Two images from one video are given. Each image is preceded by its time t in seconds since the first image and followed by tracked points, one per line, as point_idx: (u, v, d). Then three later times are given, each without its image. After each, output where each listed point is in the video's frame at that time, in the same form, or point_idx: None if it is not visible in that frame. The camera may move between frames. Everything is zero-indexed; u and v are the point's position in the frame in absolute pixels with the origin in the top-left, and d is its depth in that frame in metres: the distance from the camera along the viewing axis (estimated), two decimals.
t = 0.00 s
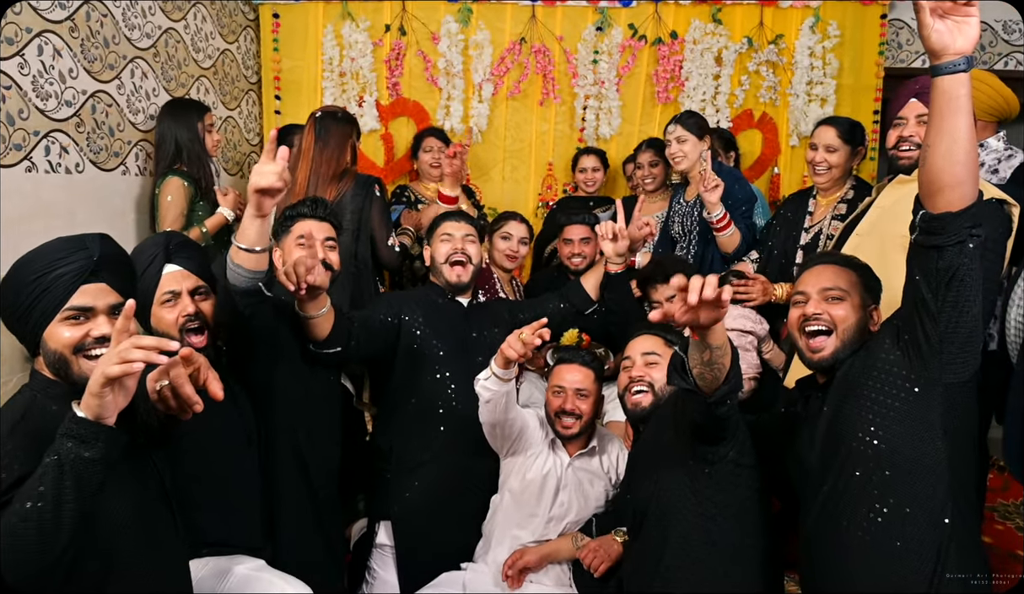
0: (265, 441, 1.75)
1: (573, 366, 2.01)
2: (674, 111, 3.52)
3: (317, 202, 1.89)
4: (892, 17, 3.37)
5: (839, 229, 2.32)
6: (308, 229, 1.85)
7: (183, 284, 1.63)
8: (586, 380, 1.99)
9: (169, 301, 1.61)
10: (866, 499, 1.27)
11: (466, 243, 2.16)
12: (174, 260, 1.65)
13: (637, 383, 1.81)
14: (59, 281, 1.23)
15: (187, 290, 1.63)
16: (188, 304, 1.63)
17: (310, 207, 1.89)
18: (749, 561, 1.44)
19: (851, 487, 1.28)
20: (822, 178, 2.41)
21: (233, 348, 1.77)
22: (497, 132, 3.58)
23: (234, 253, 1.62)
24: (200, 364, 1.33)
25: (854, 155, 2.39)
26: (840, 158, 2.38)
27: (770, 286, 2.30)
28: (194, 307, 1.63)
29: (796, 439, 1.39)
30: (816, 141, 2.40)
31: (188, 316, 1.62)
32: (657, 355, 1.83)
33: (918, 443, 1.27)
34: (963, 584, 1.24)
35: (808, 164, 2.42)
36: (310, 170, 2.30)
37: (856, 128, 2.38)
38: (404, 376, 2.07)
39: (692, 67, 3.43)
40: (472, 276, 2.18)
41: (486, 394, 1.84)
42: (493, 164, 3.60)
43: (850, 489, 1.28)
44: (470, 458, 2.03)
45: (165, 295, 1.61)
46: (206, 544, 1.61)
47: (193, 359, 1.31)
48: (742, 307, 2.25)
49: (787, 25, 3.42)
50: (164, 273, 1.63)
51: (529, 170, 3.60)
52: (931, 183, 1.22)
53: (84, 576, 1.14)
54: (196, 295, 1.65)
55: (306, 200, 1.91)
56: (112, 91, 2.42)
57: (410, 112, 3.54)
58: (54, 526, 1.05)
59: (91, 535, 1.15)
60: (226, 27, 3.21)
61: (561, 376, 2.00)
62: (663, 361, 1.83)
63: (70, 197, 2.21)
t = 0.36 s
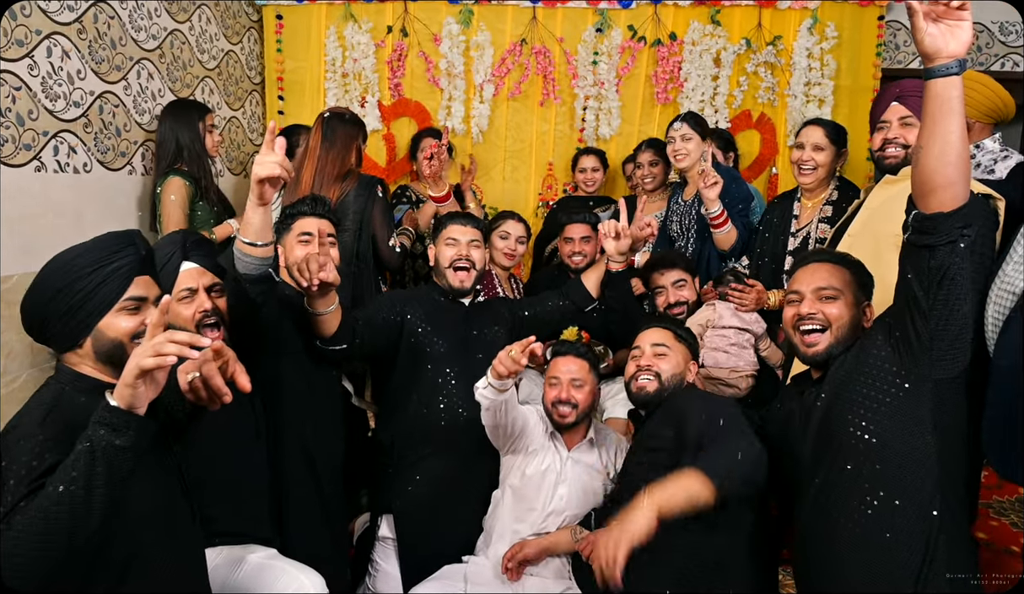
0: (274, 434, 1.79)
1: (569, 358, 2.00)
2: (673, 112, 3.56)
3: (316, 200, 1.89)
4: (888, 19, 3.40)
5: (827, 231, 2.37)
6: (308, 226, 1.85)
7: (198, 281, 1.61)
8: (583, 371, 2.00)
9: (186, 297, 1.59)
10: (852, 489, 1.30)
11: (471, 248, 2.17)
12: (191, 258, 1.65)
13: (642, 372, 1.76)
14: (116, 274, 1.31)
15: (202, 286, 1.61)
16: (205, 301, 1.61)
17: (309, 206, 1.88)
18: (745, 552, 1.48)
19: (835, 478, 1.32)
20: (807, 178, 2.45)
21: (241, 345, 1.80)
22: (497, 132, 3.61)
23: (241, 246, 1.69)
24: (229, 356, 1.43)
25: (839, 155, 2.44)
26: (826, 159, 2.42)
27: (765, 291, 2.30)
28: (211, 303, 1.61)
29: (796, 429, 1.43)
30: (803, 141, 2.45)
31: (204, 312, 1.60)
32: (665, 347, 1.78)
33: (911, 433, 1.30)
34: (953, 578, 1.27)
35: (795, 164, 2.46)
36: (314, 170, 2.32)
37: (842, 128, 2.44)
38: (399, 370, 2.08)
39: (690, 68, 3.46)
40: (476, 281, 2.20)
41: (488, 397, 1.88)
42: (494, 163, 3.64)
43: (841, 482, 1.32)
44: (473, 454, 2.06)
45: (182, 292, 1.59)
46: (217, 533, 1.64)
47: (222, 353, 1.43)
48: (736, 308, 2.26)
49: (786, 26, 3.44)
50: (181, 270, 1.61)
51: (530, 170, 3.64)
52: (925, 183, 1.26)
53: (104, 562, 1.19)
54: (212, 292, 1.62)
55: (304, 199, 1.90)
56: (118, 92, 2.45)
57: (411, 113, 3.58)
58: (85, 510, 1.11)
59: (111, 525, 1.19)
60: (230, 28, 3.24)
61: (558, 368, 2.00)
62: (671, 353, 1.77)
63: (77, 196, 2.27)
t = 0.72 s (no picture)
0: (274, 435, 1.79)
1: (567, 349, 2.06)
2: (674, 111, 3.55)
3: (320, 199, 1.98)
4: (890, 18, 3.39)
5: (826, 232, 2.36)
6: (313, 224, 1.93)
7: (202, 283, 1.71)
8: (580, 359, 2.04)
9: (189, 299, 1.67)
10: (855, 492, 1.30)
11: (471, 247, 2.11)
12: (195, 258, 1.75)
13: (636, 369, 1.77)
14: (138, 278, 1.34)
15: (206, 288, 1.71)
16: (209, 302, 1.69)
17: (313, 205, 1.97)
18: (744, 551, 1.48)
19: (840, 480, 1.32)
20: (803, 177, 2.44)
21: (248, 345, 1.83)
22: (498, 132, 3.61)
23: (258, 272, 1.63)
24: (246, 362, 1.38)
25: (836, 154, 2.44)
26: (823, 158, 2.41)
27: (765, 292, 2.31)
28: (214, 304, 1.69)
29: (801, 428, 1.42)
30: (800, 140, 2.44)
31: (208, 313, 1.68)
32: (661, 345, 1.74)
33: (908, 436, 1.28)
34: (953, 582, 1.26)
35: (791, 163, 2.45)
36: (314, 170, 2.32)
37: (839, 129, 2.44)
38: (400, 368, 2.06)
39: (692, 68, 3.45)
40: (477, 278, 2.14)
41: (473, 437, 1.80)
42: (495, 163, 3.64)
43: (845, 487, 1.31)
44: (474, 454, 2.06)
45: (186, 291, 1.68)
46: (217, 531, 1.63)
47: (238, 361, 1.37)
48: (735, 307, 2.26)
49: (788, 25, 3.43)
50: (184, 270, 1.72)
51: (530, 170, 3.64)
52: (939, 209, 1.14)
53: (107, 560, 1.19)
54: (214, 293, 1.72)
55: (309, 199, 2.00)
56: (119, 91, 2.45)
57: (412, 112, 3.59)
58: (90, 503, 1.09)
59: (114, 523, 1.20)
60: (231, 28, 3.24)
61: (557, 356, 2.05)
62: (668, 351, 1.73)
63: (78, 195, 2.27)
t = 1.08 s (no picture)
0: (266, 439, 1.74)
1: (572, 356, 2.01)
2: (677, 109, 3.50)
3: (319, 198, 1.89)
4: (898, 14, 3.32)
5: (830, 229, 2.29)
6: (313, 226, 1.85)
7: (190, 284, 1.70)
8: (586, 366, 1.99)
9: (176, 301, 1.68)
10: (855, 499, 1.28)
11: (468, 244, 2.02)
12: (184, 258, 1.72)
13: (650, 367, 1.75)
14: (134, 281, 1.31)
15: (194, 289, 1.70)
16: (196, 304, 1.70)
17: (312, 203, 1.89)
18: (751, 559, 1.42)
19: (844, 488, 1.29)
20: (807, 173, 2.38)
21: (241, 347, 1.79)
22: (498, 129, 3.57)
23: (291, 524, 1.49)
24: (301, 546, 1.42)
25: (842, 150, 2.38)
26: (828, 153, 2.36)
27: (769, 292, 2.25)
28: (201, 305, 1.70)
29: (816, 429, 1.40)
30: (804, 135, 2.39)
31: (195, 315, 1.68)
32: (677, 342, 1.70)
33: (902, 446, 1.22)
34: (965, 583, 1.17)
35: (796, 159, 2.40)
36: (309, 167, 2.28)
37: (845, 124, 2.39)
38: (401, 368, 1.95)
39: (695, 64, 3.41)
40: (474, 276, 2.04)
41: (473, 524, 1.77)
42: (495, 161, 3.59)
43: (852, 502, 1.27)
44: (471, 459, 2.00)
45: (172, 293, 1.68)
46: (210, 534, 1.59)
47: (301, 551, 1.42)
48: (737, 307, 2.20)
49: (792, 21, 3.38)
50: (173, 270, 1.69)
51: (531, 168, 3.60)
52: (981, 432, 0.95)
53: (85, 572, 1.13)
54: (203, 295, 1.72)
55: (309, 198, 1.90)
56: (112, 87, 2.41)
57: (410, 110, 3.54)
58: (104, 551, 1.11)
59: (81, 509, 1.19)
60: (227, 24, 3.20)
61: (562, 363, 2.00)
62: (682, 349, 1.69)
63: (69, 192, 2.23)
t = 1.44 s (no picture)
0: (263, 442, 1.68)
1: (577, 361, 1.92)
2: (687, 101, 3.42)
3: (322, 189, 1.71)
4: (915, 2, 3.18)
5: (846, 224, 2.21)
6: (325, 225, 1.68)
7: (201, 283, 1.55)
8: (594, 374, 1.91)
9: (186, 300, 1.53)
10: (879, 507, 1.29)
11: (490, 236, 1.89)
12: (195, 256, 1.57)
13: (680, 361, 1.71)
14: (136, 285, 1.24)
15: (206, 288, 1.56)
16: (207, 304, 1.55)
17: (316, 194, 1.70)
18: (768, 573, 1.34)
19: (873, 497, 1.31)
20: (823, 166, 2.30)
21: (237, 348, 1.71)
22: (503, 123, 3.50)
23: None
24: None
25: (861, 141, 2.29)
26: (845, 144, 2.27)
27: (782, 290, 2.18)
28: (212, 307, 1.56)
29: (842, 434, 1.41)
30: (821, 126, 2.30)
31: (205, 315, 1.55)
32: (704, 343, 1.64)
33: (916, 469, 1.24)
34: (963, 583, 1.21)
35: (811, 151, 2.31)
36: (307, 160, 2.19)
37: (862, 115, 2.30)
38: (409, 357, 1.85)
39: (706, 55, 3.31)
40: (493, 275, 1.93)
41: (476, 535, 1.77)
42: (501, 155, 3.53)
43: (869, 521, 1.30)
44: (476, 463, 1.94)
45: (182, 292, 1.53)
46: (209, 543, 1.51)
47: None
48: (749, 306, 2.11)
49: (807, 11, 3.29)
50: (183, 269, 1.54)
51: (537, 163, 3.53)
52: None
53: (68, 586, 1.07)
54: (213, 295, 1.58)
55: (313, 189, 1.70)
56: (106, 79, 2.36)
57: (414, 103, 3.48)
58: None
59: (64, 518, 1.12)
60: (227, 16, 3.14)
61: (568, 372, 1.91)
62: (711, 350, 1.62)
63: (62, 185, 2.18)
